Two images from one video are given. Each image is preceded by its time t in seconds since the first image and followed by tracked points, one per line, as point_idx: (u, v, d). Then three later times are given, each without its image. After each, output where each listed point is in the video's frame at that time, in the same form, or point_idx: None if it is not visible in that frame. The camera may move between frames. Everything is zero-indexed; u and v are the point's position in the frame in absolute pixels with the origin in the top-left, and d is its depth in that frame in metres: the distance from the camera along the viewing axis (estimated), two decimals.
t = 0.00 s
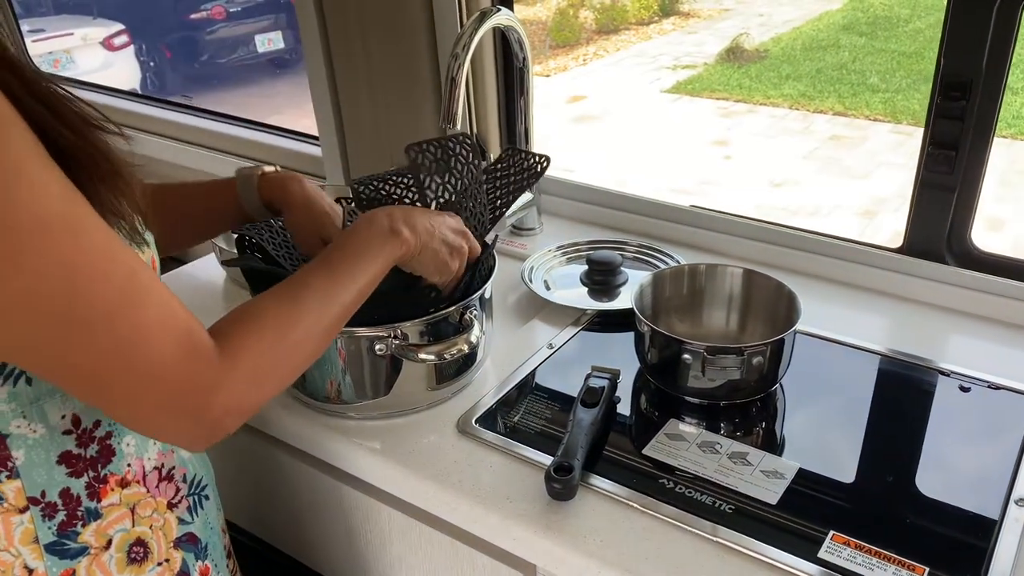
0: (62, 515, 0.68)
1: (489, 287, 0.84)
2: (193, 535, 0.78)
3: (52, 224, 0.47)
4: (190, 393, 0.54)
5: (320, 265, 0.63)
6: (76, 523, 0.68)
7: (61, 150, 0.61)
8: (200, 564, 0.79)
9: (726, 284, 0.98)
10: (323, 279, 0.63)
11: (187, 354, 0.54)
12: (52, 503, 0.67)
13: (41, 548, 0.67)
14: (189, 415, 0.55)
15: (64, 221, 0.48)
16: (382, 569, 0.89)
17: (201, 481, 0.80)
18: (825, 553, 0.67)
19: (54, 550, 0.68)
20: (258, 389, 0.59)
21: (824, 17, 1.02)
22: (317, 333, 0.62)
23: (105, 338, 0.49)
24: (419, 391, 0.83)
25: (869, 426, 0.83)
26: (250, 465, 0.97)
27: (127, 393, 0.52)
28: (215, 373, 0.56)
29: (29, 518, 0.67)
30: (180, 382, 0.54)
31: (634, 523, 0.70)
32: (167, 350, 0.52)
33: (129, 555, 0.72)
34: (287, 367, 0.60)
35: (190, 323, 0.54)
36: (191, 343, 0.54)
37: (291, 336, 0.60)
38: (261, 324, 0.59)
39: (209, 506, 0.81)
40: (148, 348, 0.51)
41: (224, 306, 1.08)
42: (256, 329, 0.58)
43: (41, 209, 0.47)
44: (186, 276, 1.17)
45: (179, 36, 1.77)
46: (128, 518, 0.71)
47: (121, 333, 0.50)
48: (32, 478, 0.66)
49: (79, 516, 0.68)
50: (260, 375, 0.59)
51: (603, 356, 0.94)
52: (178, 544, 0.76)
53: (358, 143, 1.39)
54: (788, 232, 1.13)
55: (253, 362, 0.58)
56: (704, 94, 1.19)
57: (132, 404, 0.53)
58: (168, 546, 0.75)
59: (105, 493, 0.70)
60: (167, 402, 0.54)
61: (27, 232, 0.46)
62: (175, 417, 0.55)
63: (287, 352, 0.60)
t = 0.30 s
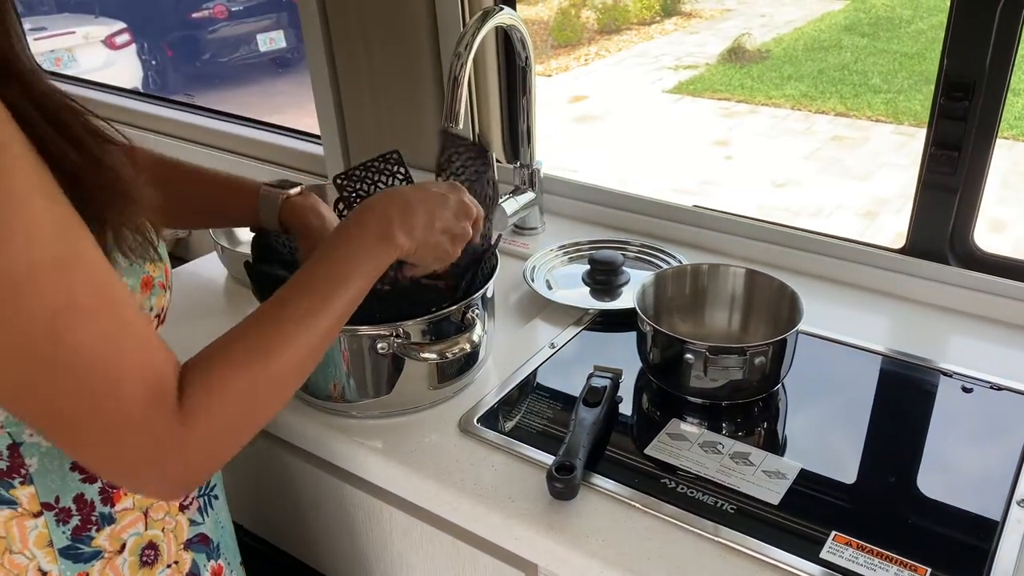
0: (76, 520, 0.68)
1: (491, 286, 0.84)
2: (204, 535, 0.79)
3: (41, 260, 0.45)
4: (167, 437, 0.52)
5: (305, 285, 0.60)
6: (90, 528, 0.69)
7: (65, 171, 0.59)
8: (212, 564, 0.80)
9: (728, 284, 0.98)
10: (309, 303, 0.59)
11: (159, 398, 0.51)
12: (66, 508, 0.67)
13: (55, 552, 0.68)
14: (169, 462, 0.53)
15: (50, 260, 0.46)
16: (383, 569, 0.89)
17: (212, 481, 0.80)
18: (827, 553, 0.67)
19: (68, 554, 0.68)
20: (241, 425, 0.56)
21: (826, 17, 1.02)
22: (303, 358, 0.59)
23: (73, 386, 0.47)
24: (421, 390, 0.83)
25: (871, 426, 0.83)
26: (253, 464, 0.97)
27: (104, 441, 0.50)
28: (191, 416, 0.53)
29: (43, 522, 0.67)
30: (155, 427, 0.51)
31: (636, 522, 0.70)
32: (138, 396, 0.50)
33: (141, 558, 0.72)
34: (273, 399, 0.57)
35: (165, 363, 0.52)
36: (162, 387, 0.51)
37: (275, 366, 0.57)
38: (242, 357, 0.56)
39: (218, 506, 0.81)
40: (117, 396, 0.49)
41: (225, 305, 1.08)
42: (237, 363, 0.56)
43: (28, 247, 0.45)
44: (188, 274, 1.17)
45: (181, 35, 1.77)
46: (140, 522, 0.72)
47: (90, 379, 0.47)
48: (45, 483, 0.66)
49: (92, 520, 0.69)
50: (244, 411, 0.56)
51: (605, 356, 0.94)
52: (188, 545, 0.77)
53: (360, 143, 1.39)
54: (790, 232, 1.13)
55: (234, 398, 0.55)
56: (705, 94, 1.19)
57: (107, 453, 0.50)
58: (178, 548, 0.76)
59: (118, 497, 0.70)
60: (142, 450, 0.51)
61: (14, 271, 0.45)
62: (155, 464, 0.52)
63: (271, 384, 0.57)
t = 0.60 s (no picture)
0: (82, 530, 0.68)
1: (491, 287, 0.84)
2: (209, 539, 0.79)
3: (41, 308, 0.45)
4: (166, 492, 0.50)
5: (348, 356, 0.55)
6: (96, 538, 0.69)
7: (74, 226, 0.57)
8: (216, 566, 0.80)
9: (728, 285, 0.98)
10: (332, 383, 0.54)
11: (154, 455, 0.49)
12: (71, 518, 0.67)
13: (61, 561, 0.68)
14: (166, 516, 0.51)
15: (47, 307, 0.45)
16: (383, 569, 0.89)
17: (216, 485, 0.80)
18: (827, 554, 0.67)
19: (75, 563, 0.69)
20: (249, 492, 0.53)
21: (826, 17, 1.01)
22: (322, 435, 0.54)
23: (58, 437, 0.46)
24: (421, 390, 0.84)
25: (871, 428, 0.83)
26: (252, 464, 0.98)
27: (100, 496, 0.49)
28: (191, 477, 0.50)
29: (48, 532, 0.67)
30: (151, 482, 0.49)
31: (635, 523, 0.70)
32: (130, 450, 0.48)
33: (147, 565, 0.72)
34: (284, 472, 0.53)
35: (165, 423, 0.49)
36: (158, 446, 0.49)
37: (288, 438, 0.52)
38: (254, 423, 0.52)
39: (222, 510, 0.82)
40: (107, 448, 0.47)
41: (225, 305, 1.08)
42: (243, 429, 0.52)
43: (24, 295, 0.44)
44: (188, 274, 1.17)
45: (181, 35, 1.76)
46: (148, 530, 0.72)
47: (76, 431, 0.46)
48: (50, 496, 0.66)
49: (99, 530, 0.69)
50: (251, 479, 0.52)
51: (604, 356, 0.94)
52: (193, 550, 0.77)
53: (360, 143, 1.39)
54: (790, 233, 1.13)
55: (239, 467, 0.52)
56: (705, 94, 1.19)
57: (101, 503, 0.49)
58: (184, 553, 0.76)
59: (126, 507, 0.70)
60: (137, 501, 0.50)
61: (15, 325, 0.44)
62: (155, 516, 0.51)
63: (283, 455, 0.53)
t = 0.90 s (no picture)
0: (85, 546, 0.68)
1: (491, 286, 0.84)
2: (208, 555, 0.79)
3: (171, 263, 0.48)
4: (331, 424, 0.53)
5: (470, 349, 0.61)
6: (99, 554, 0.69)
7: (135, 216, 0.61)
8: None
9: (727, 285, 0.98)
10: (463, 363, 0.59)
11: (322, 386, 0.52)
12: (75, 534, 0.68)
13: None
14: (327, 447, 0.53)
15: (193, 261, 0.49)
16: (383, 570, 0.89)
17: (216, 498, 0.81)
18: (826, 554, 0.67)
19: None
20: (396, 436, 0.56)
21: (825, 18, 1.01)
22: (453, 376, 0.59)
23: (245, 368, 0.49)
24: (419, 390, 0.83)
25: (871, 428, 0.83)
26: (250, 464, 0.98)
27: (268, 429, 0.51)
28: (351, 410, 0.53)
29: (52, 548, 0.67)
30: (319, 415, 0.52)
31: (635, 523, 0.70)
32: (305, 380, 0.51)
33: None
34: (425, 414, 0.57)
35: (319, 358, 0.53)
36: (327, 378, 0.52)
37: (429, 380, 0.57)
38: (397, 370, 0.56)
39: (223, 523, 0.82)
40: (284, 375, 0.50)
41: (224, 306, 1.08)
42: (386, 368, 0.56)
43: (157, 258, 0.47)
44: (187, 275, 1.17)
45: (180, 35, 1.75)
46: (150, 546, 0.72)
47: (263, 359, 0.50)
48: (55, 513, 0.67)
49: (102, 547, 0.69)
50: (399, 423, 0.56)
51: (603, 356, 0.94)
52: (192, 565, 0.77)
53: (360, 144, 1.39)
54: (789, 233, 1.13)
55: (390, 404, 0.55)
56: (705, 95, 1.19)
57: (264, 436, 0.51)
58: (183, 569, 0.76)
59: (128, 523, 0.70)
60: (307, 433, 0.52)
61: (159, 274, 0.47)
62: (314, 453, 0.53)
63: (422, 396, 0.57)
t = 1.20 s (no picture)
0: (108, 555, 0.68)
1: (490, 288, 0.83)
2: (213, 565, 0.80)
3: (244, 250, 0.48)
4: (388, 415, 0.52)
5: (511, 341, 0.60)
6: (120, 563, 0.69)
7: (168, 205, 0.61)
8: None
9: (725, 288, 0.98)
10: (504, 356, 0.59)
11: (385, 379, 0.52)
12: (100, 543, 0.67)
13: None
14: (381, 438, 0.53)
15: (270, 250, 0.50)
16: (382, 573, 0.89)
17: (220, 510, 0.81)
18: (825, 557, 0.67)
19: None
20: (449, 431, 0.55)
21: (824, 20, 1.01)
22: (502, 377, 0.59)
23: (314, 355, 0.49)
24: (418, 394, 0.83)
25: (870, 431, 0.83)
26: (250, 466, 0.98)
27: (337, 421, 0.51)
28: (408, 403, 0.53)
29: (76, 557, 0.67)
30: (377, 406, 0.52)
31: (634, 526, 0.70)
32: (369, 372, 0.51)
33: None
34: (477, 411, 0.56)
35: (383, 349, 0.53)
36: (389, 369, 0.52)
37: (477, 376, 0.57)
38: (454, 368, 0.56)
39: (226, 534, 0.82)
40: (349, 364, 0.50)
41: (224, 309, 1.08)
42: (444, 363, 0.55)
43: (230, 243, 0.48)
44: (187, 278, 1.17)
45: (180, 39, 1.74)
46: (164, 555, 0.72)
47: (330, 347, 0.49)
48: (85, 518, 0.66)
49: (123, 555, 0.69)
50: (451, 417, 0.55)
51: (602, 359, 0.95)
52: None
53: (360, 146, 1.39)
54: (787, 235, 1.13)
55: (443, 400, 0.55)
56: (704, 97, 1.19)
57: (329, 425, 0.51)
58: None
59: (147, 531, 0.70)
60: (365, 422, 0.52)
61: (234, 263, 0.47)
62: (366, 442, 0.53)
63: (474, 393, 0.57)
